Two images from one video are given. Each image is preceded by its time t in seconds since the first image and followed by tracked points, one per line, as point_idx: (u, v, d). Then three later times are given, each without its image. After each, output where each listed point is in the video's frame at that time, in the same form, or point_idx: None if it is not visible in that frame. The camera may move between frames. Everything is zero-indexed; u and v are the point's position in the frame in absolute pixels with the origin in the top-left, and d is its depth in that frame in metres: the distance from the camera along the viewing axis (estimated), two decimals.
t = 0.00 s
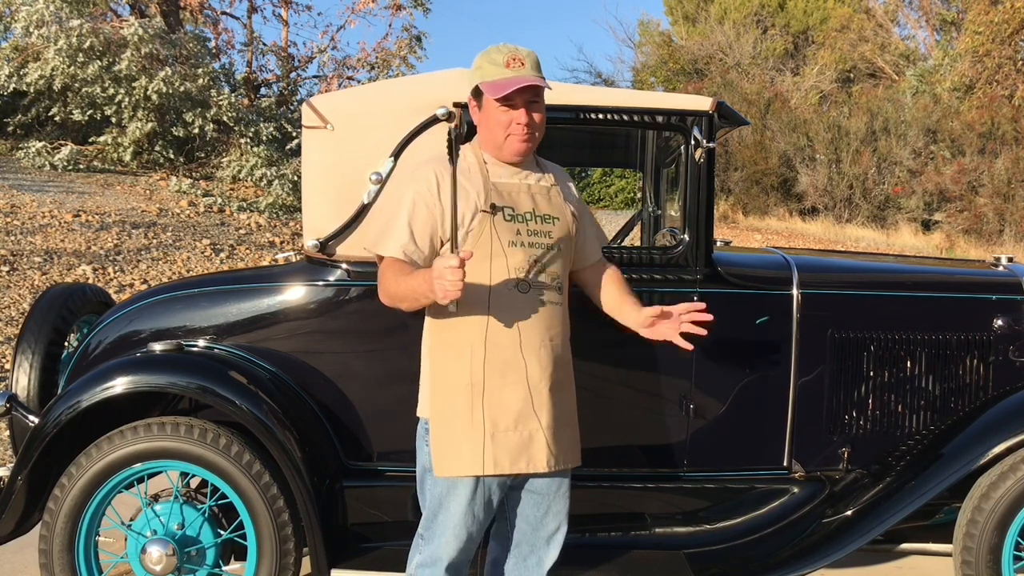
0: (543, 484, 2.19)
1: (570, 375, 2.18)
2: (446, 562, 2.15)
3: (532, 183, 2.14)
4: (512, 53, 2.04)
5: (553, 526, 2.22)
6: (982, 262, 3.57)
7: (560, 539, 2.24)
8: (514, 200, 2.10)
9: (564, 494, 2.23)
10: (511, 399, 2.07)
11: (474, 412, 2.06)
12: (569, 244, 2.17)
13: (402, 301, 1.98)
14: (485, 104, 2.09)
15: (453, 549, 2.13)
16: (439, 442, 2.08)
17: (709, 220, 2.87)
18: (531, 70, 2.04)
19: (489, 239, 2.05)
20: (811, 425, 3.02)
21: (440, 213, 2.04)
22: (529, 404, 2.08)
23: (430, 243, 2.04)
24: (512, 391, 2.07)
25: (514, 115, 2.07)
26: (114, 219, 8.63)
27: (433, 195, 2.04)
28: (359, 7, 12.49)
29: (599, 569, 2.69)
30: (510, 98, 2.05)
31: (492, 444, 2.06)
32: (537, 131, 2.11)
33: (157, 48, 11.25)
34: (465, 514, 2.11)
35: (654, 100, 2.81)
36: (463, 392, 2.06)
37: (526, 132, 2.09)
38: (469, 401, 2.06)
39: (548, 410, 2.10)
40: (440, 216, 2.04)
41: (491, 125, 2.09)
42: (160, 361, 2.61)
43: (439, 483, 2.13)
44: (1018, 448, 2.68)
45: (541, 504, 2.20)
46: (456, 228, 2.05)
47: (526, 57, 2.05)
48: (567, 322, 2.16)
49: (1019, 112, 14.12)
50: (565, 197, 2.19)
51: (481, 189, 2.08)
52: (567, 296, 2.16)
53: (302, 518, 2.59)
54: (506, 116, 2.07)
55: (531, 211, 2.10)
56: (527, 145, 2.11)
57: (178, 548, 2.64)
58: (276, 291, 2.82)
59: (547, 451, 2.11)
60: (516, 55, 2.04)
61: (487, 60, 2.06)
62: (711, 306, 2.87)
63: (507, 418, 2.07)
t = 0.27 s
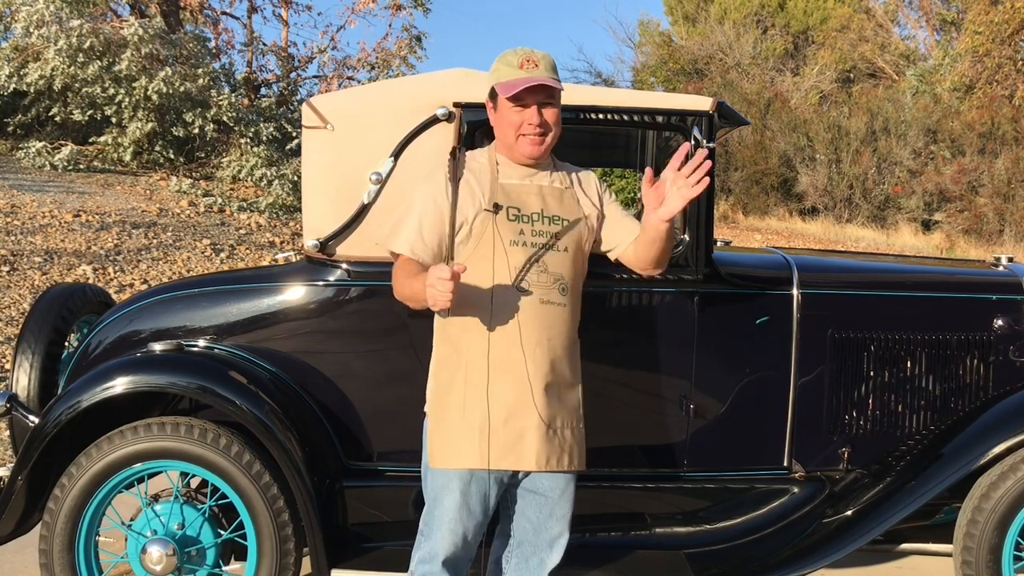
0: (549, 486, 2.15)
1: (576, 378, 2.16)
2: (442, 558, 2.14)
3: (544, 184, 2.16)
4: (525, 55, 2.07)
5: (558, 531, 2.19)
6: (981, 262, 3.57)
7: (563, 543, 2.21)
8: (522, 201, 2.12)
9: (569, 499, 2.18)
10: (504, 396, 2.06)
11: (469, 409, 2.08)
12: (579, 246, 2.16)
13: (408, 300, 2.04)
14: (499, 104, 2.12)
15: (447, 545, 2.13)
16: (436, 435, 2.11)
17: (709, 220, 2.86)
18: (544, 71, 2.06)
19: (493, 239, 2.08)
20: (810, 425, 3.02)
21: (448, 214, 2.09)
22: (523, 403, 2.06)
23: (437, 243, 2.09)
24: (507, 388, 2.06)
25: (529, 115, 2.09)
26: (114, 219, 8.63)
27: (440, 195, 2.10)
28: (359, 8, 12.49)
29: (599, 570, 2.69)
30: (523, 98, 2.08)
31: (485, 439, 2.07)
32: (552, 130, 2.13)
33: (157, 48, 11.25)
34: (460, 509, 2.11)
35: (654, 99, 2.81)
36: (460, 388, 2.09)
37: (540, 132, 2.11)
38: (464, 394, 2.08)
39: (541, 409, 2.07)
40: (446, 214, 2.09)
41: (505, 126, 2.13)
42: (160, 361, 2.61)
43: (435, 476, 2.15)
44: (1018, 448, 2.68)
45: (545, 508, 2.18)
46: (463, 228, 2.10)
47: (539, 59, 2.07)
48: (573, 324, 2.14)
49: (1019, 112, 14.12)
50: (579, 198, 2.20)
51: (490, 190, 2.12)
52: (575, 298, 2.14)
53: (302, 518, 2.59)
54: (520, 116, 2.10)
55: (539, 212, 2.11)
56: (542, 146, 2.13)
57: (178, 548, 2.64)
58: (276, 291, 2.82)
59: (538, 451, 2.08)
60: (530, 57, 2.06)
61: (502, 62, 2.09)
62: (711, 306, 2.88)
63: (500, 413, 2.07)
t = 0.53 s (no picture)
0: (543, 488, 2.15)
1: (571, 380, 2.13)
2: (433, 547, 2.18)
3: (546, 185, 2.15)
4: (534, 55, 2.08)
5: (554, 535, 2.18)
6: (981, 262, 3.57)
7: (560, 548, 2.20)
8: (519, 202, 2.12)
9: (566, 503, 2.18)
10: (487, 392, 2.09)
11: (458, 405, 2.12)
12: (580, 248, 2.12)
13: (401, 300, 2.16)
14: (508, 104, 2.14)
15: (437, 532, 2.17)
16: (431, 423, 2.19)
17: (709, 220, 2.88)
18: (553, 71, 2.08)
19: (484, 239, 2.10)
20: (810, 426, 3.02)
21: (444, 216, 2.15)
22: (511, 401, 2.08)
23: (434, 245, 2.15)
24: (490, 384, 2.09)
25: (536, 115, 2.10)
26: (114, 219, 8.63)
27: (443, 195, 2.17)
28: (359, 8, 12.49)
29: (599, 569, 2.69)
30: (530, 99, 2.09)
31: (466, 433, 2.10)
32: (560, 130, 2.13)
33: (157, 48, 11.25)
34: (449, 497, 2.15)
35: (654, 99, 2.81)
36: (453, 385, 2.13)
37: (547, 132, 2.12)
38: (454, 389, 2.13)
39: (520, 408, 2.08)
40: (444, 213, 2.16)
41: (514, 125, 2.14)
42: (160, 361, 2.61)
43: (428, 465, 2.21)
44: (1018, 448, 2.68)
45: (542, 510, 2.17)
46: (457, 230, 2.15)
47: (548, 59, 2.08)
48: (569, 327, 2.11)
49: (1019, 112, 14.10)
50: (585, 198, 2.16)
51: (489, 190, 2.14)
52: (572, 301, 2.11)
53: (302, 518, 2.59)
54: (527, 116, 2.11)
55: (535, 213, 2.11)
56: (550, 146, 2.13)
57: (178, 548, 2.64)
58: (276, 291, 2.82)
59: (515, 450, 2.08)
60: (538, 57, 2.08)
61: (511, 63, 2.11)
62: (711, 305, 2.88)
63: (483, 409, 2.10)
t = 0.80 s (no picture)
0: (539, 487, 2.15)
1: (564, 380, 2.11)
2: (428, 544, 2.19)
3: (537, 185, 2.13)
4: (527, 56, 2.08)
5: (549, 536, 2.17)
6: (981, 262, 3.57)
7: (555, 549, 2.19)
8: (509, 202, 2.11)
9: (561, 503, 2.16)
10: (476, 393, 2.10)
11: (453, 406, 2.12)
12: (571, 248, 2.08)
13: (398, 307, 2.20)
14: (501, 105, 2.14)
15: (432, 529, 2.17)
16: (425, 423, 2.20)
17: (709, 219, 2.87)
18: (546, 72, 2.07)
19: (473, 241, 2.11)
20: (810, 426, 3.02)
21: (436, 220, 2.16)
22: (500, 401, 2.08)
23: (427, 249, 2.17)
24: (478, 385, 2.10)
25: (528, 116, 2.10)
26: (114, 219, 8.63)
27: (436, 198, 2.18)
28: (359, 7, 12.50)
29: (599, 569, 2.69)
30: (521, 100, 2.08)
31: (456, 433, 2.11)
32: (552, 131, 2.12)
33: (157, 48, 11.25)
34: (442, 495, 2.15)
35: (654, 99, 2.81)
36: (445, 387, 2.14)
37: (539, 133, 2.11)
38: (447, 391, 2.14)
39: (509, 408, 2.08)
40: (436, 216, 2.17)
41: (507, 127, 2.14)
42: (160, 361, 2.61)
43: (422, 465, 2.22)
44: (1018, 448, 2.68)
45: (537, 509, 2.16)
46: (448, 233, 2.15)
47: (541, 60, 2.07)
48: (562, 327, 2.09)
49: (1019, 112, 14.09)
50: (576, 197, 2.12)
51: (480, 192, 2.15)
52: (564, 301, 2.09)
53: (302, 518, 2.59)
54: (519, 117, 2.11)
55: (524, 213, 2.10)
56: (542, 147, 2.12)
57: (178, 548, 2.64)
58: (276, 291, 2.82)
59: (504, 450, 2.08)
60: (531, 58, 2.07)
61: (504, 64, 2.11)
62: (711, 306, 2.88)
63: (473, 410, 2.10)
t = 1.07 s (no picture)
0: (536, 489, 2.14)
1: (555, 380, 2.12)
2: (427, 550, 2.18)
3: (523, 185, 2.13)
4: (510, 57, 2.07)
5: (546, 537, 2.17)
6: (981, 262, 3.57)
7: (554, 549, 2.18)
8: (498, 202, 2.11)
9: (558, 501, 2.17)
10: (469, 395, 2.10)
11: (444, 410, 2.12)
12: (560, 248, 2.09)
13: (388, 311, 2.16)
14: (484, 106, 2.13)
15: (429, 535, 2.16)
16: (417, 428, 2.19)
17: (709, 219, 2.87)
18: (529, 73, 2.06)
19: (463, 242, 2.10)
20: (810, 426, 3.02)
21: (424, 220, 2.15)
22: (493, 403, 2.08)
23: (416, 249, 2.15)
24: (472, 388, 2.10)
25: (512, 117, 2.09)
26: (114, 219, 8.63)
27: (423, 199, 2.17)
28: (359, 7, 12.51)
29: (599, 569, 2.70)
30: (504, 101, 2.07)
31: (449, 437, 2.11)
32: (536, 132, 2.11)
33: (157, 48, 11.25)
34: (438, 502, 2.14)
35: (654, 99, 2.81)
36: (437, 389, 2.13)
37: (523, 133, 2.11)
38: (438, 393, 2.13)
39: (504, 409, 2.07)
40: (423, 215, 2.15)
41: (490, 128, 2.13)
42: (160, 361, 2.61)
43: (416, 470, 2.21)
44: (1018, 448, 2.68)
45: (534, 510, 2.16)
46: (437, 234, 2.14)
47: (525, 61, 2.07)
48: (553, 326, 2.10)
49: (1019, 112, 14.08)
50: (564, 197, 2.12)
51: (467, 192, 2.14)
52: (555, 302, 2.10)
53: (302, 518, 2.59)
54: (503, 118, 2.10)
55: (513, 214, 2.10)
56: (526, 148, 2.12)
57: (178, 548, 2.63)
58: (276, 291, 2.82)
59: (500, 453, 2.08)
60: (514, 59, 2.07)
61: (487, 65, 2.10)
62: (711, 305, 2.88)
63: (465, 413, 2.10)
